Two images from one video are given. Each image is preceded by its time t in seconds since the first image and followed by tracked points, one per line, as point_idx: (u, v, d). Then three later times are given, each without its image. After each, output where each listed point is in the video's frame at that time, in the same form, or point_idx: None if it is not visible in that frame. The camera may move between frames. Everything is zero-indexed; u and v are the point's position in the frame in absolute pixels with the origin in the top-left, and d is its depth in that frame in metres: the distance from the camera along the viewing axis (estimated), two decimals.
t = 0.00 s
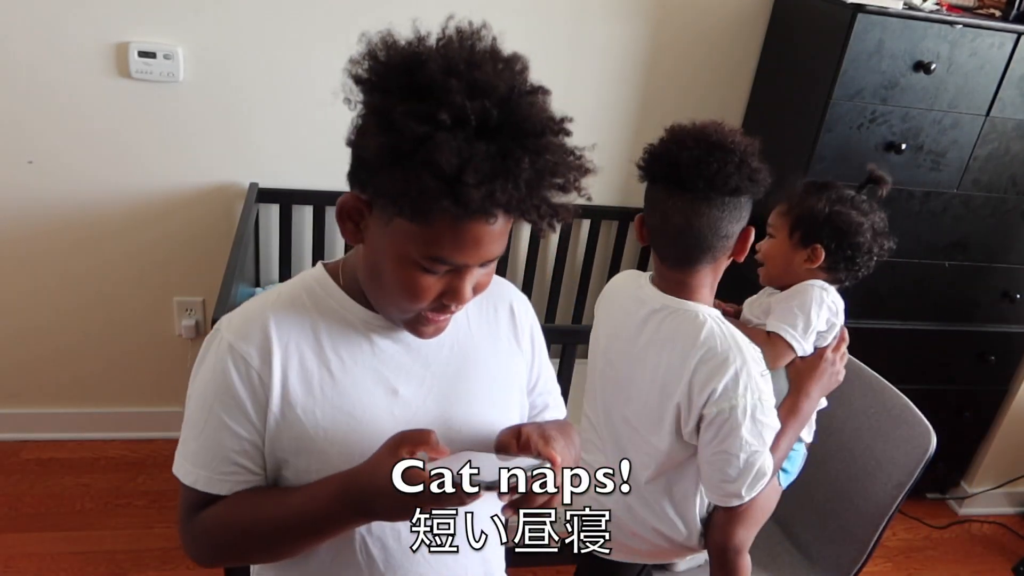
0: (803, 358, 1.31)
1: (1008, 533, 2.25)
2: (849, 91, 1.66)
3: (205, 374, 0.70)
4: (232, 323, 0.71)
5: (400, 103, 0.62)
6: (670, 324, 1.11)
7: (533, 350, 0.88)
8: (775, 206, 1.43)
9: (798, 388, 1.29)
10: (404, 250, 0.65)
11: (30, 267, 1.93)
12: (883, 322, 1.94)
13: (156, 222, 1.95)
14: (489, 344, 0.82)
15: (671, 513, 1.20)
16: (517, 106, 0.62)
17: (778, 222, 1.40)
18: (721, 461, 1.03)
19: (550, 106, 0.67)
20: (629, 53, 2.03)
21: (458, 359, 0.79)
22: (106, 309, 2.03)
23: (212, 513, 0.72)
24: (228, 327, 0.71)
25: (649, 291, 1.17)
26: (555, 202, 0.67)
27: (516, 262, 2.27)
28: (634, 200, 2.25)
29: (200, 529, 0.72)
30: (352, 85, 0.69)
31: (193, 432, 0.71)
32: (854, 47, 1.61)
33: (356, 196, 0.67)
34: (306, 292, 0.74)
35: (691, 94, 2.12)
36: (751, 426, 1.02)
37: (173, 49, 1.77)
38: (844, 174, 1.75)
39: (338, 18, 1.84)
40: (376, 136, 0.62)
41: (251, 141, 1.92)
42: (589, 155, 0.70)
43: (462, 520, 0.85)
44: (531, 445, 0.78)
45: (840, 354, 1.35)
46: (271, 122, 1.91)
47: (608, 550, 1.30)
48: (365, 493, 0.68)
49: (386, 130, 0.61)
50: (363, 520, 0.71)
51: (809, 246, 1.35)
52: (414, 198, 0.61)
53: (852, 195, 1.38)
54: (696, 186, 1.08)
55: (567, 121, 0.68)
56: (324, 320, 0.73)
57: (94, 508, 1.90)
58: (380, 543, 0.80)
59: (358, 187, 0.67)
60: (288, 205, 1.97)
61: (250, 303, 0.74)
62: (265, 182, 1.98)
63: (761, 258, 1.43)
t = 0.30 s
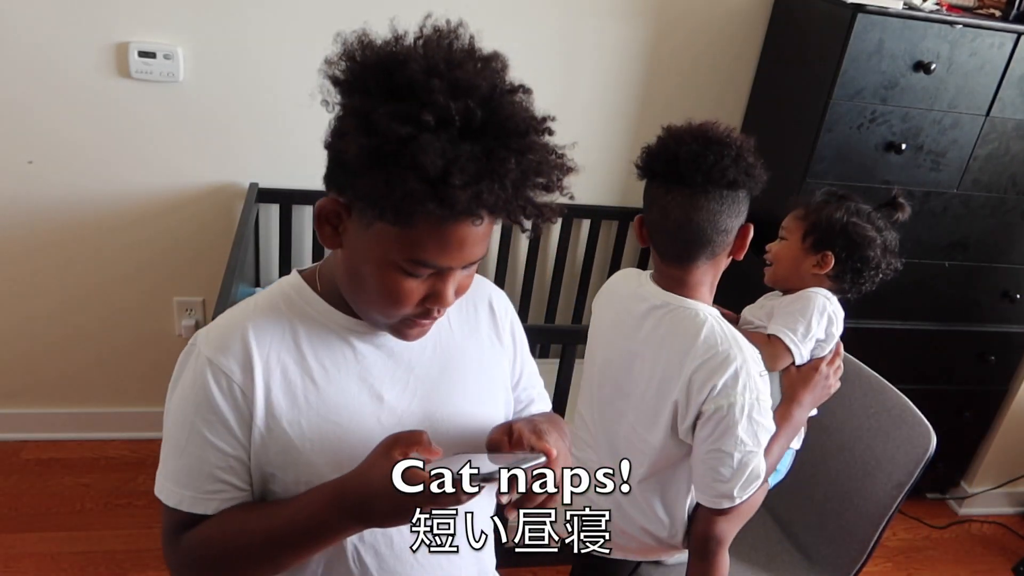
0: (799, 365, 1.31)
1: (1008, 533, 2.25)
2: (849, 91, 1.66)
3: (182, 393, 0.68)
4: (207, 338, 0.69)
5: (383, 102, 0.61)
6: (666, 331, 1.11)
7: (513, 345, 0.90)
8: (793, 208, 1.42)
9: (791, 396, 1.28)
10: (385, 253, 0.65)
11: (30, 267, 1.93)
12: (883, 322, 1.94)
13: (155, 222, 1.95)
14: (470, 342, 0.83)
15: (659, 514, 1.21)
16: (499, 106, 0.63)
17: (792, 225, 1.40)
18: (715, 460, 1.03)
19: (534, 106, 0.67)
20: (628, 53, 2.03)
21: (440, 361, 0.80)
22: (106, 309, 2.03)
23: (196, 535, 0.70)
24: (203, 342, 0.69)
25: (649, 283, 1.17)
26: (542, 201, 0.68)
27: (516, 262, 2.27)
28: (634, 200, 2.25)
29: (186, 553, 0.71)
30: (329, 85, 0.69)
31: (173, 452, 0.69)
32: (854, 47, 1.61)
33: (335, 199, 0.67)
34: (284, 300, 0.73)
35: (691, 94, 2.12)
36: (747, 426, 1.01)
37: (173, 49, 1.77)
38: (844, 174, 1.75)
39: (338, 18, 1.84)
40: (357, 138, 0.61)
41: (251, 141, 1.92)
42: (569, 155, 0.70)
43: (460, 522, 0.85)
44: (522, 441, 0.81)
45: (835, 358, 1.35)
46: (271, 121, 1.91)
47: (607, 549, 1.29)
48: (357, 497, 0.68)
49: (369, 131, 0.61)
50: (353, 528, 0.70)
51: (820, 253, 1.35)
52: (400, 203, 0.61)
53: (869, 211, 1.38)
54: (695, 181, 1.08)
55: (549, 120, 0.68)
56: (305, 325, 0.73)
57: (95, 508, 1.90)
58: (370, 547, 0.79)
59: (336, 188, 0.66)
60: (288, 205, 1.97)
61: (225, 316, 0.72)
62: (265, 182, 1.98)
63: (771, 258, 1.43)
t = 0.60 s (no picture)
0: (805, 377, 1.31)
1: (1008, 533, 2.25)
2: (849, 91, 1.66)
3: (175, 403, 0.68)
4: (197, 347, 0.69)
5: (380, 119, 0.61)
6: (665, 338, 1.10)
7: (500, 341, 0.90)
8: (796, 206, 1.42)
9: (795, 404, 1.31)
10: (380, 265, 0.65)
11: (30, 267, 1.94)
12: (883, 322, 1.94)
13: (155, 222, 1.95)
14: (460, 342, 0.83)
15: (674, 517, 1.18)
16: (493, 120, 0.63)
17: (795, 223, 1.40)
18: (724, 470, 1.03)
19: (528, 119, 0.67)
20: (628, 53, 2.03)
21: (432, 363, 0.80)
22: (106, 309, 2.03)
23: (200, 544, 0.70)
24: (194, 351, 0.69)
25: (653, 290, 1.15)
26: (542, 211, 0.68)
27: (517, 262, 2.27)
28: (634, 200, 2.25)
29: (190, 563, 0.71)
30: (320, 99, 0.69)
31: (169, 463, 0.68)
32: (854, 47, 1.61)
33: (327, 211, 0.67)
34: (274, 306, 0.72)
35: (691, 94, 2.12)
36: (756, 437, 1.02)
37: (173, 49, 1.77)
38: (844, 174, 1.75)
39: (337, 18, 1.84)
40: (353, 155, 0.61)
41: (251, 142, 1.92)
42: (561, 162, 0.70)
43: (457, 522, 0.85)
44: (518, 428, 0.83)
45: (835, 364, 1.37)
46: (271, 121, 1.91)
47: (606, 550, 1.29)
48: (362, 498, 0.68)
49: (367, 147, 0.61)
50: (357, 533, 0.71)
51: (822, 252, 1.35)
52: (395, 219, 0.61)
53: (875, 210, 1.37)
54: (710, 185, 1.07)
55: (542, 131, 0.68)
56: (297, 332, 0.72)
57: (95, 508, 1.90)
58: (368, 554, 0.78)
59: (330, 201, 0.66)
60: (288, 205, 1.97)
61: (215, 324, 0.71)
62: (265, 182, 1.98)
63: (772, 254, 1.42)
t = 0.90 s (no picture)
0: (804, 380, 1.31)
1: (1008, 533, 2.25)
2: (849, 91, 1.66)
3: (176, 397, 0.68)
4: (199, 342, 0.69)
5: (385, 116, 0.61)
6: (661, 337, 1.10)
7: (498, 340, 0.90)
8: (789, 206, 1.39)
9: (792, 402, 1.31)
10: (383, 262, 0.65)
11: (30, 268, 1.94)
12: (884, 322, 1.94)
13: (155, 223, 1.95)
14: (460, 340, 0.83)
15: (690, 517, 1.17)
16: (500, 118, 0.63)
17: (791, 226, 1.37)
18: (729, 476, 1.03)
19: (532, 117, 0.67)
20: (628, 53, 2.03)
21: (432, 362, 0.80)
22: (106, 309, 2.03)
23: (202, 542, 0.70)
24: (195, 345, 0.69)
25: (649, 300, 1.13)
26: (546, 208, 0.68)
27: (516, 261, 2.27)
28: (634, 200, 2.25)
29: (190, 562, 0.71)
30: (327, 96, 0.69)
31: (169, 461, 0.68)
32: (854, 47, 1.61)
33: (332, 208, 0.66)
34: (275, 302, 0.72)
35: (692, 94, 2.12)
36: (761, 441, 1.02)
37: (173, 49, 1.77)
38: (844, 174, 1.75)
39: (337, 18, 1.84)
40: (358, 153, 0.61)
41: (252, 142, 1.93)
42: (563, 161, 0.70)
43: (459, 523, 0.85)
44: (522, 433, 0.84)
45: (834, 364, 1.37)
46: (271, 122, 1.91)
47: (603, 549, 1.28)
48: (361, 502, 0.69)
49: (372, 147, 0.61)
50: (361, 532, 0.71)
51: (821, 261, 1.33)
52: (402, 216, 0.62)
53: (870, 204, 1.34)
54: (705, 189, 1.06)
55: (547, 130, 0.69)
56: (300, 330, 0.72)
57: (95, 508, 1.90)
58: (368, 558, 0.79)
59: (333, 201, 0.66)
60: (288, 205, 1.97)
61: (217, 320, 0.71)
62: (265, 182, 1.98)
63: (767, 261, 1.40)
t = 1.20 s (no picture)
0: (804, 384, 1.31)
1: (1008, 533, 2.25)
2: (849, 91, 1.66)
3: (176, 390, 0.68)
4: (201, 335, 0.69)
5: (397, 119, 0.61)
6: (660, 335, 1.10)
7: (499, 342, 0.90)
8: (790, 211, 1.38)
9: (792, 407, 1.31)
10: (387, 265, 0.66)
11: (30, 267, 1.94)
12: (884, 322, 1.94)
13: (155, 223, 1.95)
14: (460, 342, 0.83)
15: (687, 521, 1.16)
16: (513, 130, 0.63)
17: (795, 230, 1.36)
18: (733, 478, 1.03)
19: (545, 130, 0.67)
20: (628, 53, 2.03)
21: (433, 364, 0.80)
22: (106, 309, 2.03)
23: (199, 534, 0.70)
24: (197, 339, 0.69)
25: (649, 301, 1.13)
26: (551, 224, 0.68)
27: (516, 261, 2.27)
28: (634, 200, 2.25)
29: (187, 554, 0.71)
30: (341, 95, 0.69)
31: (167, 453, 0.68)
32: (854, 47, 1.61)
33: (339, 205, 0.66)
34: (278, 299, 0.72)
35: (692, 94, 2.12)
36: (764, 443, 1.02)
37: (173, 49, 1.77)
38: (844, 174, 1.75)
39: (336, 18, 1.83)
40: (370, 155, 0.61)
41: (252, 142, 1.93)
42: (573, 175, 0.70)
43: (459, 526, 0.86)
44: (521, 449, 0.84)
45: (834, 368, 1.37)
46: (272, 121, 1.91)
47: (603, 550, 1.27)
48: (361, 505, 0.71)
49: (381, 149, 0.60)
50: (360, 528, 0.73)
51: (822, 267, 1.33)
52: (409, 221, 0.62)
53: (870, 208, 1.34)
54: (709, 191, 1.06)
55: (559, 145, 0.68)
56: (306, 330, 0.73)
57: (95, 508, 1.90)
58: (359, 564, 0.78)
59: (341, 198, 0.66)
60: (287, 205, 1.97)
61: (221, 314, 0.71)
62: (265, 182, 1.98)
63: (768, 267, 1.40)
